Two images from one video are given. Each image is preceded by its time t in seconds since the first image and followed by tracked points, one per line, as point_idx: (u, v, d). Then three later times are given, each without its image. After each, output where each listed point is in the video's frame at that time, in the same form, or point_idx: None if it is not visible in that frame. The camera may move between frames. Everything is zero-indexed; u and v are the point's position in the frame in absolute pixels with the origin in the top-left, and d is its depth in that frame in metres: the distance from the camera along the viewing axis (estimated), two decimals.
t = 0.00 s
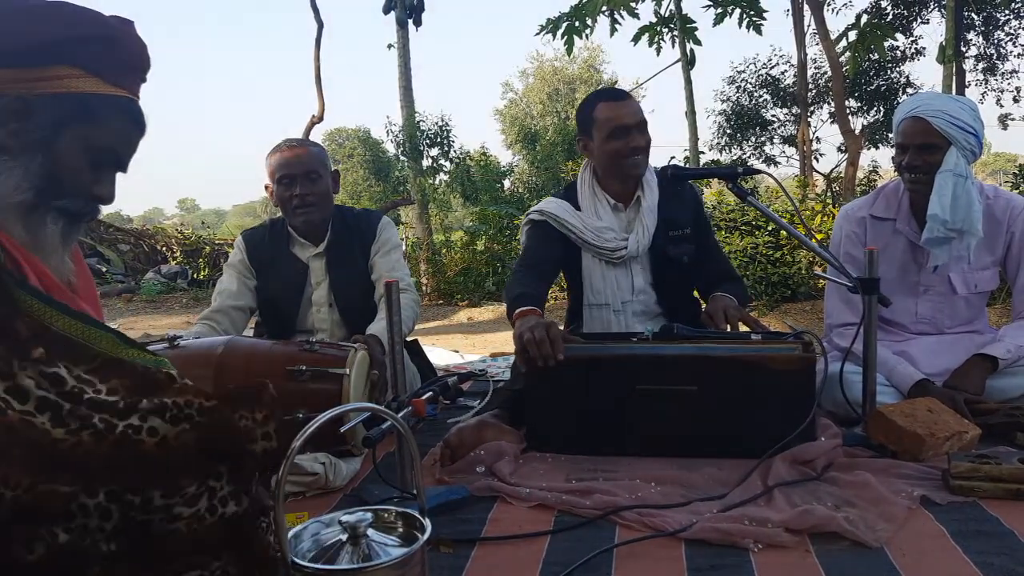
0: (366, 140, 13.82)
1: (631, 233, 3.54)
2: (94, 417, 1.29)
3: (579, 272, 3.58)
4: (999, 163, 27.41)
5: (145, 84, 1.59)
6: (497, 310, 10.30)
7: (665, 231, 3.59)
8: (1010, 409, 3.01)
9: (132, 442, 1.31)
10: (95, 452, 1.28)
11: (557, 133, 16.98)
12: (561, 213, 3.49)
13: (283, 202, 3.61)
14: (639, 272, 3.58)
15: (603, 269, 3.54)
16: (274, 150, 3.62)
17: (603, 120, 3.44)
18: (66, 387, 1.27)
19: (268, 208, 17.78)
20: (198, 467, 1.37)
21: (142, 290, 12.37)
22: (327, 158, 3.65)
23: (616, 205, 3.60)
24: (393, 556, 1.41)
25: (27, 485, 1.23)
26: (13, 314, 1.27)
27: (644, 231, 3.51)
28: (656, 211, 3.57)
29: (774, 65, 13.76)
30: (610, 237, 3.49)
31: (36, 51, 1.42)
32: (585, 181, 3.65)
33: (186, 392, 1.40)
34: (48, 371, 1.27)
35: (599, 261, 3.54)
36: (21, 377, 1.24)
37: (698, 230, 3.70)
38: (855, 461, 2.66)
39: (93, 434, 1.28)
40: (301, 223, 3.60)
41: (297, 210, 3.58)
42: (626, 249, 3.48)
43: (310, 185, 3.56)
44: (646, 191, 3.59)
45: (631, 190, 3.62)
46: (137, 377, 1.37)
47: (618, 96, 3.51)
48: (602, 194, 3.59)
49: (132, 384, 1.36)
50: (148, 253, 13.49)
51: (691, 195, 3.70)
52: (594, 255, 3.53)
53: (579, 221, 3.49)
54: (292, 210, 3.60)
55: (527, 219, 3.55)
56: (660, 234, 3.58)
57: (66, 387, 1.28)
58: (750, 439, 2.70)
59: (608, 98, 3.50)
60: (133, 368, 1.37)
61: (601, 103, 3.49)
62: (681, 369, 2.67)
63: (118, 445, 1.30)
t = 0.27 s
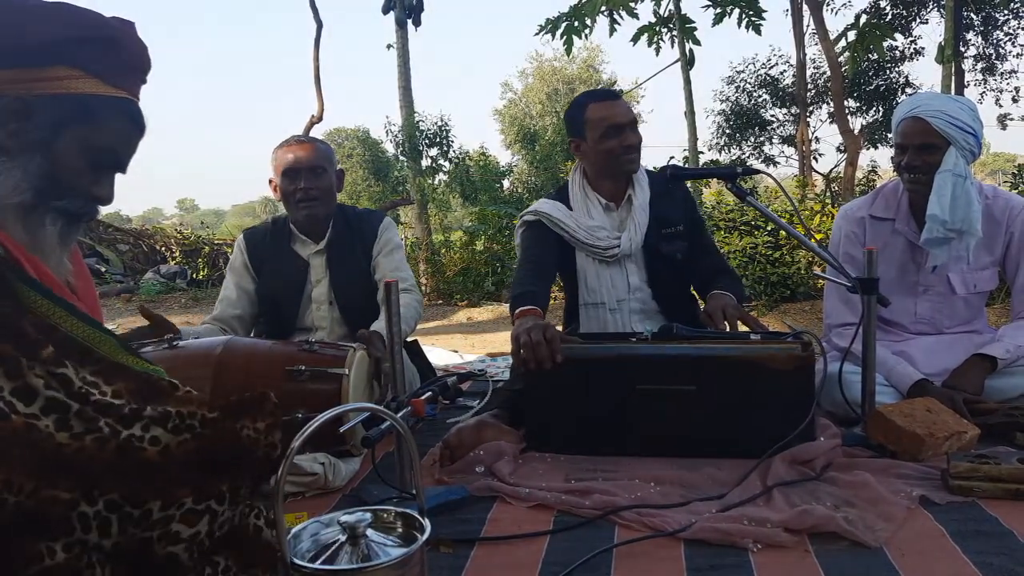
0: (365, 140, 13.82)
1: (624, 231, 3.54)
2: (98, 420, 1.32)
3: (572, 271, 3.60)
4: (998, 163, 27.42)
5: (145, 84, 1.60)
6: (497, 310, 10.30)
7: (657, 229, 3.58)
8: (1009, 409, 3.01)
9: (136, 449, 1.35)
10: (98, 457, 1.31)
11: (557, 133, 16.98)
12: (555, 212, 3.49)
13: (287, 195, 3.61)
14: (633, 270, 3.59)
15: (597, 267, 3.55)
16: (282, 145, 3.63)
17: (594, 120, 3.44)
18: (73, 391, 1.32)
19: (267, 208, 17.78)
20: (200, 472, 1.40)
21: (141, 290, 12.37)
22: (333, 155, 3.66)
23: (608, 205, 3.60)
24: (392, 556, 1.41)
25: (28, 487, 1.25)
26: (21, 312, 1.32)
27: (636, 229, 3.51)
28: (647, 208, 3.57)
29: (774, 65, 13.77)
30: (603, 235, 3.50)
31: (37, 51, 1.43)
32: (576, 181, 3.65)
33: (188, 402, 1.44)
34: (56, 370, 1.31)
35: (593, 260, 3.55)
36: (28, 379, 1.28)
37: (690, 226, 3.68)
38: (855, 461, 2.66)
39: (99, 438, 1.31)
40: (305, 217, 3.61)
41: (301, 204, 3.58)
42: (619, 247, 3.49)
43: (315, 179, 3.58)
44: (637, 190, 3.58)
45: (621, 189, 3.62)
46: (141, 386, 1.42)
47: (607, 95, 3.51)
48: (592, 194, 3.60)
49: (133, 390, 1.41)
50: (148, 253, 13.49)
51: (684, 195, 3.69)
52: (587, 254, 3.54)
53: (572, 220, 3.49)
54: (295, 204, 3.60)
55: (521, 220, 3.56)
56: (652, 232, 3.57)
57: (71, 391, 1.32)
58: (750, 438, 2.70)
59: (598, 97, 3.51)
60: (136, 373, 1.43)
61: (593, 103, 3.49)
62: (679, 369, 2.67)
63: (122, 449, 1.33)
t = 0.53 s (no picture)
0: (365, 140, 13.82)
1: (618, 229, 3.54)
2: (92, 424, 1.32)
3: (569, 269, 3.60)
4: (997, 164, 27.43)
5: (144, 85, 1.60)
6: (496, 310, 10.29)
7: (651, 226, 3.58)
8: (1008, 409, 3.02)
9: (125, 455, 1.33)
10: (88, 462, 1.29)
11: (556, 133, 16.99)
12: (550, 211, 3.49)
13: (282, 191, 3.62)
14: (629, 269, 3.58)
15: (592, 266, 3.55)
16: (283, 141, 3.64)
17: (582, 120, 3.46)
18: (68, 392, 1.31)
19: (267, 208, 17.78)
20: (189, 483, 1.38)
21: (140, 290, 12.37)
22: (328, 153, 3.67)
23: (601, 205, 3.60)
24: (391, 556, 1.41)
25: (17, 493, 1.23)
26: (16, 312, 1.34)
27: (631, 227, 3.50)
28: (641, 205, 3.57)
29: (773, 65, 13.78)
30: (599, 233, 3.50)
31: (38, 50, 1.43)
32: (568, 183, 3.65)
33: (178, 412, 1.44)
34: (50, 369, 1.31)
35: (588, 258, 3.55)
36: (22, 378, 1.27)
37: (685, 222, 3.67)
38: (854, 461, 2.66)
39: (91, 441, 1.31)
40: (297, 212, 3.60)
41: (294, 200, 3.59)
42: (614, 245, 3.49)
43: (309, 176, 3.59)
44: (630, 189, 3.58)
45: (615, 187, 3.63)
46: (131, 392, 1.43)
47: (596, 95, 3.52)
48: (585, 194, 3.60)
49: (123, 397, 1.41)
50: (147, 253, 13.48)
51: (678, 195, 3.69)
52: (583, 251, 3.54)
53: (568, 218, 3.49)
54: (288, 200, 3.61)
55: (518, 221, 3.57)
56: (646, 230, 3.57)
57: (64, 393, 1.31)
58: (750, 438, 2.70)
59: (586, 98, 3.51)
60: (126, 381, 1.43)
61: (583, 103, 3.50)
62: (679, 370, 2.67)
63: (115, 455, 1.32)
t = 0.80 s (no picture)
0: (365, 140, 13.82)
1: (618, 229, 3.55)
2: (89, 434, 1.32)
3: (569, 269, 3.60)
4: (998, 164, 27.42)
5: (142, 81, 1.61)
6: (497, 310, 10.29)
7: (652, 226, 3.58)
8: (1009, 409, 3.01)
9: (122, 465, 1.34)
10: (85, 471, 1.31)
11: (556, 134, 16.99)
12: (551, 210, 3.49)
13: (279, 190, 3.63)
14: (629, 269, 3.58)
15: (592, 266, 3.55)
16: (277, 139, 3.66)
17: (579, 120, 3.47)
18: (73, 399, 1.31)
19: (267, 208, 17.78)
20: (182, 497, 1.38)
21: (141, 290, 12.38)
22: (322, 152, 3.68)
23: (600, 205, 3.60)
24: (392, 556, 1.41)
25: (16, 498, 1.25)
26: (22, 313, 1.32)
27: (631, 227, 3.50)
28: (642, 205, 3.57)
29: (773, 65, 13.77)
30: (599, 232, 3.51)
31: (33, 52, 1.43)
32: (569, 183, 3.65)
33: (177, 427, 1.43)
34: (61, 372, 1.31)
35: (589, 258, 3.56)
36: (28, 385, 1.27)
37: (686, 223, 3.67)
38: (854, 461, 2.66)
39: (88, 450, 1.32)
40: (294, 209, 3.60)
41: (291, 198, 3.59)
42: (614, 245, 3.49)
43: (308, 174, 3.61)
44: (630, 189, 3.58)
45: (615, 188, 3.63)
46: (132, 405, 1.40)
47: (594, 95, 3.53)
48: (586, 194, 3.60)
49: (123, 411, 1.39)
50: (148, 254, 13.50)
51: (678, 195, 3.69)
52: (583, 251, 3.55)
53: (569, 218, 3.50)
54: (284, 198, 3.61)
55: (519, 220, 3.57)
56: (647, 230, 3.58)
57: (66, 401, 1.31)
58: (751, 436, 2.70)
59: (582, 98, 3.52)
60: (128, 396, 1.40)
61: (579, 103, 3.51)
62: (679, 369, 2.67)
63: (110, 467, 1.33)
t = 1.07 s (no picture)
0: (361, 141, 13.82)
1: (619, 230, 3.55)
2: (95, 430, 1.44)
3: (568, 268, 3.60)
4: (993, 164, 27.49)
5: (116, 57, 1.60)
6: (493, 310, 10.29)
7: (654, 228, 3.58)
8: (1004, 408, 3.02)
9: (86, 436, 1.44)
10: (62, 447, 1.42)
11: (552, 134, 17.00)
12: (552, 208, 3.50)
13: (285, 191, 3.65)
14: (629, 270, 3.58)
15: (592, 266, 3.55)
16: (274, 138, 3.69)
17: (581, 120, 3.47)
18: (42, 389, 1.42)
19: (263, 208, 17.76)
20: (158, 446, 1.48)
21: (136, 291, 12.35)
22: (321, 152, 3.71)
23: (602, 205, 3.60)
24: (389, 557, 1.41)
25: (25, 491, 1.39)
26: None
27: (632, 228, 3.50)
28: (642, 206, 3.58)
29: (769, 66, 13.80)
30: (599, 233, 3.50)
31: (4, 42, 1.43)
32: (572, 181, 3.65)
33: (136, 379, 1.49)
34: (30, 362, 1.42)
35: (589, 258, 3.56)
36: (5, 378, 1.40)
37: (686, 224, 3.68)
38: (850, 461, 2.67)
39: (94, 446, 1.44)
40: (303, 208, 3.64)
41: (305, 198, 3.63)
42: (614, 246, 3.49)
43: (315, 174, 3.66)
44: (631, 189, 3.59)
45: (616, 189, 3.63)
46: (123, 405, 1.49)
47: (596, 95, 3.52)
48: (587, 194, 3.60)
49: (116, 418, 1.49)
50: (143, 255, 13.47)
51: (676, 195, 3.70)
52: (583, 251, 3.55)
53: (570, 217, 3.50)
54: (293, 201, 3.64)
55: (519, 217, 3.57)
56: (649, 232, 3.58)
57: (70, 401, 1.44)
58: (748, 437, 2.71)
59: (584, 98, 3.51)
60: (95, 374, 1.48)
61: (579, 102, 3.52)
62: (676, 370, 2.67)
63: (114, 458, 1.45)
